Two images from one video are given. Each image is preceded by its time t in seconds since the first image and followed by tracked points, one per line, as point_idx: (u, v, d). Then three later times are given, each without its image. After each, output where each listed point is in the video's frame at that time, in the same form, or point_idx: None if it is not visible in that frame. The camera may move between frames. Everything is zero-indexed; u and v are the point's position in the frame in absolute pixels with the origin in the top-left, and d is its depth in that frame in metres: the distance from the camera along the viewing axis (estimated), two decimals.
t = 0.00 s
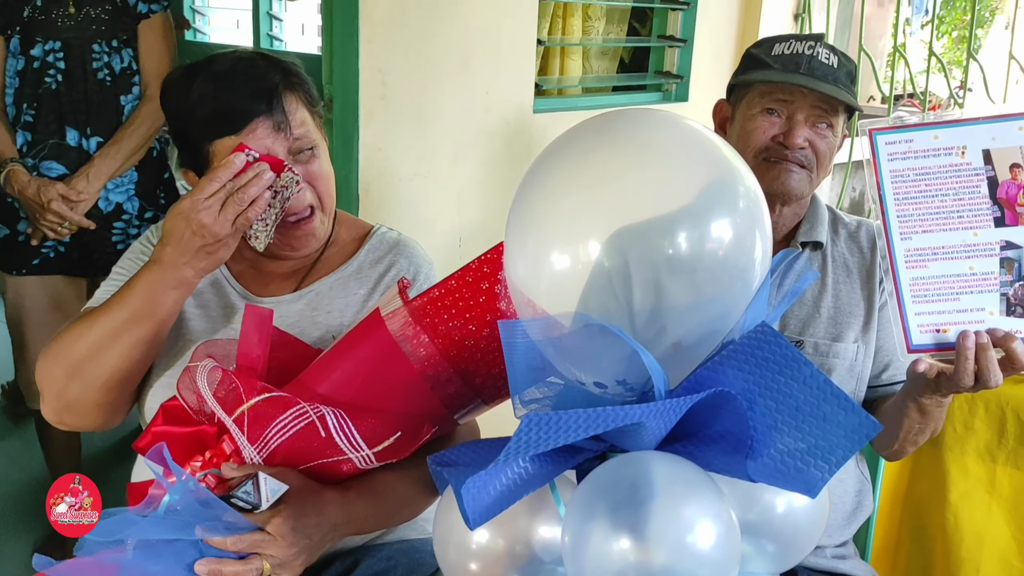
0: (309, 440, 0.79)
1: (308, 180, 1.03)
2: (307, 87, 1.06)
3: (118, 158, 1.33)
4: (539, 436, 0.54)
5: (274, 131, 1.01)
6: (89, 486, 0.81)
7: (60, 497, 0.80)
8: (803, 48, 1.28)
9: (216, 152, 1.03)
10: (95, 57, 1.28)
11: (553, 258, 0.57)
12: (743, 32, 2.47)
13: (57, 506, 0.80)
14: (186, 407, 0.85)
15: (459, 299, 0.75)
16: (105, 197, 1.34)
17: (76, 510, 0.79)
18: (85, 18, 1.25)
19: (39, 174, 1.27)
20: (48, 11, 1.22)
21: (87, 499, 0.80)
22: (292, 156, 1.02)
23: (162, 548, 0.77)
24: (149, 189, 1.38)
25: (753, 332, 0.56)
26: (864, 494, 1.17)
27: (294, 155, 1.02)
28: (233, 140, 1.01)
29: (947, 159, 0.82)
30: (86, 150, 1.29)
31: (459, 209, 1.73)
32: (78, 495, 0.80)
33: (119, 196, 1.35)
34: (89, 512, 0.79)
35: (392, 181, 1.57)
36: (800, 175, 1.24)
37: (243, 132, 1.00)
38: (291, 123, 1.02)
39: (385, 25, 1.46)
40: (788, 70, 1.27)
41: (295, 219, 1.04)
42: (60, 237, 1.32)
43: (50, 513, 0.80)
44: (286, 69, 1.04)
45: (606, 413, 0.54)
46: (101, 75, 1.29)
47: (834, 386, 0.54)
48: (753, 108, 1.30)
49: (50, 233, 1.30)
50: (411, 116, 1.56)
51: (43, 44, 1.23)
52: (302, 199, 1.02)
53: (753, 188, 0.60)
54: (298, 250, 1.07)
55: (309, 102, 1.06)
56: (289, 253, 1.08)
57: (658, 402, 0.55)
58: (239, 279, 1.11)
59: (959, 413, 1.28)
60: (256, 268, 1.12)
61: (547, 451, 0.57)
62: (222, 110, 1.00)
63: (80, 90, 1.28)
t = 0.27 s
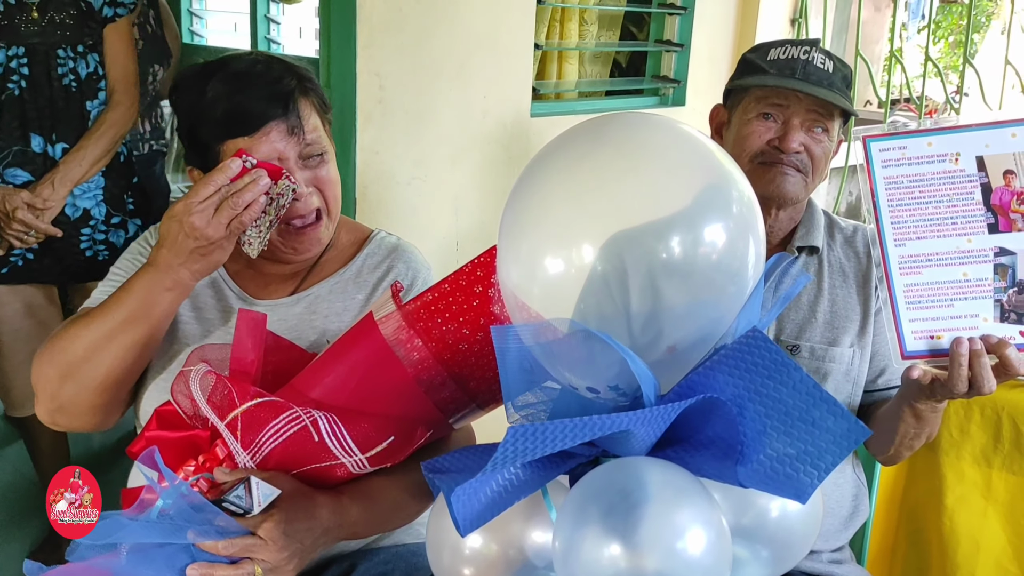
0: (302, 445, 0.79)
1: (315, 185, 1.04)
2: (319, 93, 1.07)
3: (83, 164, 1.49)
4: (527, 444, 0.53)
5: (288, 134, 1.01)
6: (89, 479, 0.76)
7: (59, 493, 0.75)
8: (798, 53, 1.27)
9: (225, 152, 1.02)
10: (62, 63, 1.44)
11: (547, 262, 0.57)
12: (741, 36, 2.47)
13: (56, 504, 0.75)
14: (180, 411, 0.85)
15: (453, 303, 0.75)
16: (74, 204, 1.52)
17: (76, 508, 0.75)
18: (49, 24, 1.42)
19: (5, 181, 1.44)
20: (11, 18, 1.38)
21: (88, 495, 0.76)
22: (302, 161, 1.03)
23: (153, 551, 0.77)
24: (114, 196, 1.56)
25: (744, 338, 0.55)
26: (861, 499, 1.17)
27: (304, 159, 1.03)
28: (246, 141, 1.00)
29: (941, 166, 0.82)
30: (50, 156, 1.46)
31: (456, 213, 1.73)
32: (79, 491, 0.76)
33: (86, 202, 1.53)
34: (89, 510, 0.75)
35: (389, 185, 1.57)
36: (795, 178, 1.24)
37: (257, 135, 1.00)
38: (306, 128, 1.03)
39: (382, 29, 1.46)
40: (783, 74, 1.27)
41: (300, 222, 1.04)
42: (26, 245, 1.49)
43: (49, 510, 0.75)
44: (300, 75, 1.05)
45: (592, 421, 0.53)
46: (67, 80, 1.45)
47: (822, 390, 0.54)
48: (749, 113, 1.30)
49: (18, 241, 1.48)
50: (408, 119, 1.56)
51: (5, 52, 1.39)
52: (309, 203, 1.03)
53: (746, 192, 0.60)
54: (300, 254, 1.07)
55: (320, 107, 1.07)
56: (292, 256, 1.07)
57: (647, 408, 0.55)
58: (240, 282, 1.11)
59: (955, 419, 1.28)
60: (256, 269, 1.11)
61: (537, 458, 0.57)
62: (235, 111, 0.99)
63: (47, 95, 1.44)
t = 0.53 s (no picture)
0: (308, 447, 0.79)
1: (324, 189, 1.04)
2: (333, 96, 1.07)
3: (77, 166, 1.49)
4: (531, 432, 0.54)
5: (299, 138, 1.01)
6: (91, 475, 0.76)
7: (59, 492, 0.76)
8: (798, 54, 1.28)
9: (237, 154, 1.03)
10: (52, 64, 1.42)
11: (551, 265, 0.57)
12: (741, 37, 2.48)
13: (55, 502, 0.76)
14: (185, 412, 0.85)
15: (458, 306, 0.75)
16: (66, 206, 1.51)
17: (77, 506, 0.76)
18: (41, 24, 1.40)
19: None
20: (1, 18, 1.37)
21: (88, 493, 0.76)
22: (312, 164, 1.02)
23: (158, 553, 0.77)
24: (106, 198, 1.56)
25: (748, 338, 0.55)
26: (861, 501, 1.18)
27: (314, 163, 1.02)
28: (257, 143, 1.01)
29: (941, 167, 0.82)
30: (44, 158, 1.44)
31: (456, 215, 1.73)
32: (79, 489, 0.75)
33: (78, 203, 1.52)
34: (91, 509, 0.76)
35: (390, 186, 1.57)
36: (793, 179, 1.24)
37: (269, 137, 1.00)
38: (317, 133, 1.02)
39: (382, 30, 1.47)
40: (783, 75, 1.27)
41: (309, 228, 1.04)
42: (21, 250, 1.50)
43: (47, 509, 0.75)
44: (315, 78, 1.05)
45: (597, 410, 0.54)
46: (58, 81, 1.43)
47: (826, 388, 0.54)
48: (749, 114, 1.31)
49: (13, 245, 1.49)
50: (409, 120, 1.56)
51: None
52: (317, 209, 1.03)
53: (750, 195, 0.60)
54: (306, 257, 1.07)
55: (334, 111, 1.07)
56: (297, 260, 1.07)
57: (652, 401, 0.55)
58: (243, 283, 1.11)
59: (955, 420, 1.28)
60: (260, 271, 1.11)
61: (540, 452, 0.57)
62: (248, 113, 1.00)
63: (37, 97, 1.42)
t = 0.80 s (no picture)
0: (308, 447, 0.78)
1: (327, 198, 1.04)
2: (343, 105, 1.07)
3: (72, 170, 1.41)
4: (530, 434, 0.53)
5: (305, 148, 1.01)
6: (91, 474, 0.75)
7: (58, 490, 0.75)
8: (799, 53, 1.28)
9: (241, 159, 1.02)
10: (52, 61, 1.29)
11: (551, 265, 0.56)
12: (742, 37, 2.47)
13: (54, 500, 0.75)
14: (184, 412, 0.84)
15: (458, 305, 0.75)
16: (65, 205, 1.38)
17: (77, 505, 0.75)
18: (41, 20, 1.27)
19: None
20: None
21: (90, 492, 0.75)
22: (316, 173, 1.02)
23: (158, 554, 0.77)
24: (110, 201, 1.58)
25: (750, 338, 0.55)
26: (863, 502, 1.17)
27: (319, 172, 1.02)
28: (262, 150, 1.00)
29: (945, 166, 0.82)
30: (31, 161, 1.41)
31: (457, 215, 1.73)
32: (80, 488, 0.74)
33: (79, 203, 1.39)
34: (93, 509, 0.75)
35: (391, 186, 1.57)
36: (793, 180, 1.23)
37: (274, 146, 1.00)
38: (323, 144, 1.02)
39: (383, 30, 1.46)
40: (785, 74, 1.27)
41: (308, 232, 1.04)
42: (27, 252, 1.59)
43: (45, 508, 0.75)
44: (326, 87, 1.05)
45: (595, 412, 0.53)
46: (58, 78, 1.31)
47: (828, 388, 0.54)
48: (750, 113, 1.30)
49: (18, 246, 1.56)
50: (409, 120, 1.56)
51: None
52: (319, 215, 1.03)
53: (751, 194, 0.60)
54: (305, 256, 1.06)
55: (342, 119, 1.07)
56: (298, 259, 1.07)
57: (651, 403, 0.55)
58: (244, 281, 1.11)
59: (958, 421, 1.28)
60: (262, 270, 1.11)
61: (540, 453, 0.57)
62: (256, 119, 0.99)
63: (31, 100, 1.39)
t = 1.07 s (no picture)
0: (305, 452, 0.78)
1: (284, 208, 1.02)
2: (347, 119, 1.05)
3: (82, 165, 1.62)
4: (528, 438, 0.53)
5: (270, 154, 0.99)
6: (88, 478, 0.75)
7: (56, 491, 0.75)
8: (796, 57, 1.28)
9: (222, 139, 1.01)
10: (58, 62, 1.61)
11: (549, 269, 0.56)
12: (739, 40, 2.48)
13: (52, 502, 0.75)
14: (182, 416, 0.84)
15: (456, 310, 0.75)
16: (73, 206, 1.67)
17: (70, 508, 0.75)
18: (42, 21, 1.57)
19: (5, 183, 1.62)
20: (5, 16, 1.54)
21: (92, 494, 0.75)
22: (280, 179, 1.01)
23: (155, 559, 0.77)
24: (113, 197, 1.72)
25: (747, 342, 0.55)
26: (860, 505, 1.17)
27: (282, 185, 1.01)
28: (231, 140, 1.00)
29: (942, 170, 0.82)
30: (49, 157, 1.64)
31: (454, 218, 1.73)
32: (81, 489, 0.75)
33: (83, 203, 1.68)
34: (95, 509, 0.75)
35: (388, 190, 1.57)
36: (791, 188, 1.24)
37: (248, 138, 0.99)
38: (296, 154, 1.00)
39: (381, 33, 1.47)
40: (782, 78, 1.27)
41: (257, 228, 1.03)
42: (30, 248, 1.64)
43: (43, 509, 0.74)
44: (334, 97, 1.03)
45: (594, 418, 0.53)
46: (64, 79, 1.62)
47: (826, 394, 0.54)
48: (747, 117, 1.30)
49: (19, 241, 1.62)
50: (407, 123, 1.56)
51: None
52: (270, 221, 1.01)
53: (749, 199, 0.60)
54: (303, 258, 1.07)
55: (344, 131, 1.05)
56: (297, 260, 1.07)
57: (650, 408, 0.55)
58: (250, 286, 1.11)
59: (955, 424, 1.28)
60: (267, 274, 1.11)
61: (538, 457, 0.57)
62: (254, 107, 0.98)
63: (41, 96, 1.61)
